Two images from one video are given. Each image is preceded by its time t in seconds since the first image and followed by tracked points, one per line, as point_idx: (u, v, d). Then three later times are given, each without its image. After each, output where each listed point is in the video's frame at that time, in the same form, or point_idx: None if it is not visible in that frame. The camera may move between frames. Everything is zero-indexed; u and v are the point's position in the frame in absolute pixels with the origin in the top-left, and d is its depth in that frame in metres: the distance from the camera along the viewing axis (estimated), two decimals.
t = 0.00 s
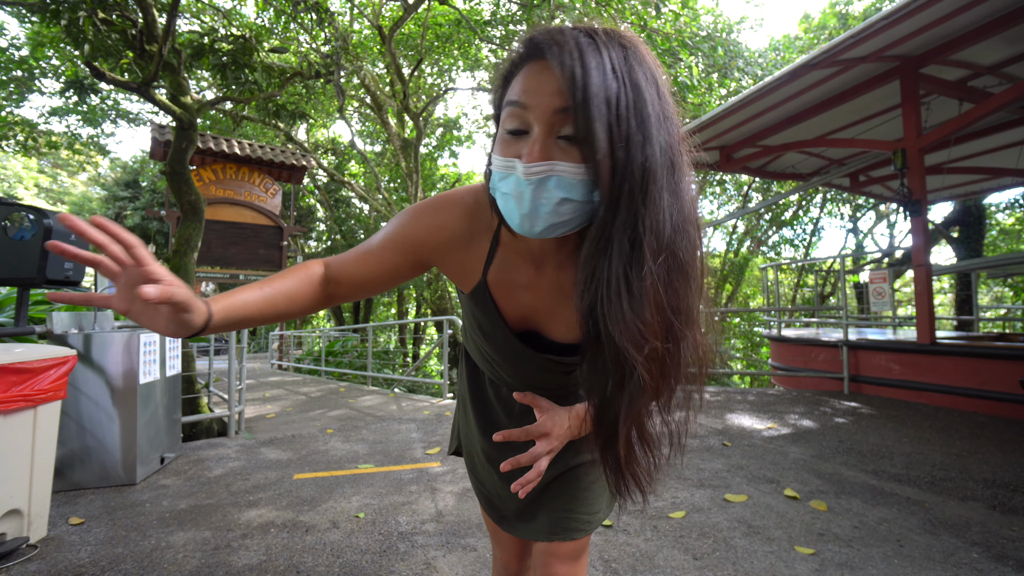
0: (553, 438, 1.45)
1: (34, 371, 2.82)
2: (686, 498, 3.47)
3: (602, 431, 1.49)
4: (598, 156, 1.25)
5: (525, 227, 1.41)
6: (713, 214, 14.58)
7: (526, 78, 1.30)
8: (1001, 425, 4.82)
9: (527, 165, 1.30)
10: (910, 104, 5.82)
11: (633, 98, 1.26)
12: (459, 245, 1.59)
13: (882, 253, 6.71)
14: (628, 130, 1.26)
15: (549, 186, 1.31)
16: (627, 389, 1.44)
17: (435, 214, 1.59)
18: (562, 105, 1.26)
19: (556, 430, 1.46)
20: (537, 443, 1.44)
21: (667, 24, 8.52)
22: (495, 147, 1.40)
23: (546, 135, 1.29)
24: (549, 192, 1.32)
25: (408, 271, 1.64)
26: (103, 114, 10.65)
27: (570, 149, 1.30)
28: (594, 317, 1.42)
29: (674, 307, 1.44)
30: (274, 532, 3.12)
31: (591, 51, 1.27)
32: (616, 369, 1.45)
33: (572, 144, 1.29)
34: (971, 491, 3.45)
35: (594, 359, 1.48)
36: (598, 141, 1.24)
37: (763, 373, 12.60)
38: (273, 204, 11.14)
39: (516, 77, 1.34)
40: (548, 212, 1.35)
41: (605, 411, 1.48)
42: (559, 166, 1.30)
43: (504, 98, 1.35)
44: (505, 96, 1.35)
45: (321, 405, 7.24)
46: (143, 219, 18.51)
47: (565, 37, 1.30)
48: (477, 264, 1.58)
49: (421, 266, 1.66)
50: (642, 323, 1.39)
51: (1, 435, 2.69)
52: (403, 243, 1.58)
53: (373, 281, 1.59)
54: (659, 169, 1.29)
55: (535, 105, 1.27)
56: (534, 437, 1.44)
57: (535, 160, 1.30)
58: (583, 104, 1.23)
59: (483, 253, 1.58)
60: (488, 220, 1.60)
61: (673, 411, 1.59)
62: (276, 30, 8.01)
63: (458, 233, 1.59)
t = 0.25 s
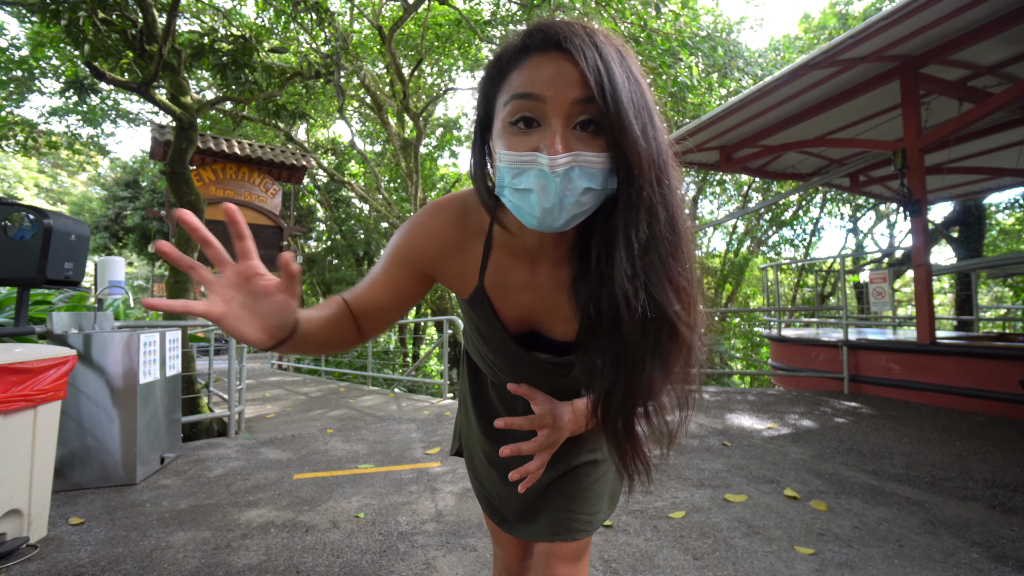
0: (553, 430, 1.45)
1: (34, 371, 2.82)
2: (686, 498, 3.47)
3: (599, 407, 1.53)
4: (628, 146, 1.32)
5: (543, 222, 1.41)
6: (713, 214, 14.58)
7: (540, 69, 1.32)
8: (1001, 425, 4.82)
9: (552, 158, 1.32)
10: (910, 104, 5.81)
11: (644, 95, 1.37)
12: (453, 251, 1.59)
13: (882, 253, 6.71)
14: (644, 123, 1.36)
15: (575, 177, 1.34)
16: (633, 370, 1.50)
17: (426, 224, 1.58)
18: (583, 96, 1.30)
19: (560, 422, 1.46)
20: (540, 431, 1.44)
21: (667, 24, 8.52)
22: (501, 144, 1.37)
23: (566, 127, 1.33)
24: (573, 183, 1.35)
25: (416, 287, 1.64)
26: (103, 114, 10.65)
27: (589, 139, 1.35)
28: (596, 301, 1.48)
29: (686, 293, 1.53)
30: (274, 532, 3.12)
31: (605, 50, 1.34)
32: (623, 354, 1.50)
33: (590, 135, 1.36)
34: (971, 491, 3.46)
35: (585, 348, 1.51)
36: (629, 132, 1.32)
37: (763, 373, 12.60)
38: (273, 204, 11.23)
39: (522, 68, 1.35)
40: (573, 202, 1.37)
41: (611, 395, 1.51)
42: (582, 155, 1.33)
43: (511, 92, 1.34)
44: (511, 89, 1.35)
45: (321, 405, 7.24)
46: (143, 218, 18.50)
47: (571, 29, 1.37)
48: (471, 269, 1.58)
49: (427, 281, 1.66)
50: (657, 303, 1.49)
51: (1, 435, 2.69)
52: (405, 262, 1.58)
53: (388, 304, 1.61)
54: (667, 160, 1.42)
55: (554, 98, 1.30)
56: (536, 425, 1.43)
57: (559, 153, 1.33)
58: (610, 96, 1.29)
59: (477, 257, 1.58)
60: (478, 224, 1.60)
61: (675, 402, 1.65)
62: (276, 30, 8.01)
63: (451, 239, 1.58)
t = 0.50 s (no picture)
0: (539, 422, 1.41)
1: (33, 371, 2.82)
2: (686, 498, 3.47)
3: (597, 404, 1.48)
4: (607, 147, 1.30)
5: (531, 221, 1.41)
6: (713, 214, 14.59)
7: (523, 70, 1.32)
8: (1001, 425, 4.82)
9: (538, 159, 1.30)
10: (910, 104, 5.81)
11: (622, 94, 1.35)
12: (448, 260, 1.61)
13: (882, 253, 6.71)
14: (624, 123, 1.33)
15: (561, 177, 1.33)
16: (626, 366, 1.48)
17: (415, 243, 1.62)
18: (566, 97, 1.29)
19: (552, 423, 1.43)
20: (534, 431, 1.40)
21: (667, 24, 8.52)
22: (486, 145, 1.36)
23: (550, 127, 1.32)
24: (560, 184, 1.34)
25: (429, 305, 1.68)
26: (103, 114, 10.65)
27: (574, 139, 1.34)
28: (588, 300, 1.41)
29: (677, 288, 1.49)
30: (274, 532, 3.12)
31: (587, 51, 1.33)
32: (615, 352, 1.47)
33: (574, 136, 1.34)
34: (971, 491, 3.45)
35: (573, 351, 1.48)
36: (607, 133, 1.29)
37: (763, 373, 12.60)
38: (273, 204, 11.37)
39: (505, 69, 1.35)
40: (559, 203, 1.37)
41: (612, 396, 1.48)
42: (568, 155, 1.32)
43: (494, 93, 1.33)
44: (494, 90, 1.35)
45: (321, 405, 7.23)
46: (143, 219, 18.50)
47: (554, 29, 1.36)
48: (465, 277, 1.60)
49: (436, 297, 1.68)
50: (651, 300, 1.44)
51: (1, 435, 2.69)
52: (406, 283, 1.64)
53: (412, 329, 1.68)
54: (647, 158, 1.39)
55: (538, 99, 1.29)
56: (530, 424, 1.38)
57: (545, 153, 1.31)
58: (590, 97, 1.27)
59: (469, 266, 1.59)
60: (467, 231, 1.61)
61: (670, 404, 1.60)
62: (276, 30, 8.00)
63: (441, 250, 1.61)
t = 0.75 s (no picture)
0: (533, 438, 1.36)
1: (34, 371, 2.82)
2: (686, 498, 3.47)
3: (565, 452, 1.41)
4: (608, 208, 1.24)
5: (524, 277, 1.31)
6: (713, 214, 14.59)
7: (524, 117, 1.23)
8: (1001, 425, 4.82)
9: (535, 221, 1.23)
10: (910, 104, 5.81)
11: (625, 147, 1.27)
12: (448, 305, 1.51)
13: (882, 253, 6.71)
14: (625, 179, 1.26)
15: (559, 238, 1.27)
16: (598, 422, 1.41)
17: (409, 292, 1.49)
18: (568, 152, 1.22)
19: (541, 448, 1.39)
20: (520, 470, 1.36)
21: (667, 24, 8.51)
22: (484, 195, 1.28)
23: (550, 182, 1.24)
24: (557, 243, 1.27)
25: (439, 349, 1.60)
26: (103, 114, 10.65)
27: (573, 195, 1.26)
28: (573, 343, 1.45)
29: (660, 355, 1.42)
30: (274, 532, 3.12)
31: (590, 98, 1.25)
32: (588, 401, 1.41)
33: (574, 190, 1.26)
34: (971, 491, 3.45)
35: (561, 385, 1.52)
36: (608, 193, 1.23)
37: (763, 372, 12.59)
38: (273, 204, 11.40)
39: (506, 113, 1.26)
40: (555, 264, 1.30)
41: (580, 442, 1.42)
42: (565, 216, 1.25)
43: (493, 140, 1.26)
44: (494, 136, 1.26)
45: (321, 405, 7.24)
46: (143, 219, 18.50)
47: (556, 75, 1.27)
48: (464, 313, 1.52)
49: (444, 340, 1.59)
50: (633, 365, 1.36)
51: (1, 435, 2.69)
52: (415, 335, 1.53)
53: (427, 372, 1.63)
54: (647, 217, 1.33)
55: (539, 152, 1.21)
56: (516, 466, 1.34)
57: (542, 214, 1.24)
58: (593, 155, 1.20)
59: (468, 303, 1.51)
60: (458, 278, 1.50)
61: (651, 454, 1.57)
62: (275, 30, 7.99)
63: (440, 299, 1.50)
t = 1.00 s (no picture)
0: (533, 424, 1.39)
1: (34, 371, 2.82)
2: (686, 498, 3.47)
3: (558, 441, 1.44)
4: (619, 207, 1.24)
5: (534, 271, 1.34)
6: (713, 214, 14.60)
7: (538, 115, 1.23)
8: (1001, 425, 4.82)
9: (544, 217, 1.24)
10: (910, 104, 5.81)
11: (638, 145, 1.26)
12: (451, 298, 1.53)
13: (882, 253, 6.71)
14: (637, 177, 1.26)
15: (567, 234, 1.28)
16: (592, 414, 1.43)
17: (412, 284, 1.50)
18: (581, 151, 1.22)
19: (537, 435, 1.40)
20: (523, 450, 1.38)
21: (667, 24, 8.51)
22: (495, 190, 1.30)
23: (560, 181, 1.25)
24: (564, 239, 1.29)
25: (440, 339, 1.61)
26: (103, 114, 10.65)
27: (584, 193, 1.27)
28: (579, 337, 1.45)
29: (660, 354, 1.42)
30: (274, 531, 3.13)
31: (605, 96, 1.24)
32: (583, 393, 1.43)
33: (585, 188, 1.27)
34: (971, 491, 3.46)
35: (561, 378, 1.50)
36: (620, 191, 1.22)
37: (763, 373, 12.59)
38: (273, 204, 11.39)
39: (519, 111, 1.26)
40: (563, 257, 1.31)
41: (572, 431, 1.43)
42: (574, 211, 1.26)
43: (506, 136, 1.26)
44: (506, 133, 1.27)
45: (321, 405, 7.24)
46: (143, 219, 18.51)
47: (571, 74, 1.26)
48: (469, 306, 1.53)
49: (444, 330, 1.61)
50: (630, 361, 1.37)
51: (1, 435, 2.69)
52: (415, 325, 1.55)
53: (427, 361, 1.64)
54: (656, 216, 1.32)
55: (551, 151, 1.22)
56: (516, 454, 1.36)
57: (551, 211, 1.25)
58: (606, 154, 1.20)
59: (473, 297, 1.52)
60: (463, 272, 1.52)
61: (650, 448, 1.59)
62: (275, 30, 7.99)
63: (444, 291, 1.51)
